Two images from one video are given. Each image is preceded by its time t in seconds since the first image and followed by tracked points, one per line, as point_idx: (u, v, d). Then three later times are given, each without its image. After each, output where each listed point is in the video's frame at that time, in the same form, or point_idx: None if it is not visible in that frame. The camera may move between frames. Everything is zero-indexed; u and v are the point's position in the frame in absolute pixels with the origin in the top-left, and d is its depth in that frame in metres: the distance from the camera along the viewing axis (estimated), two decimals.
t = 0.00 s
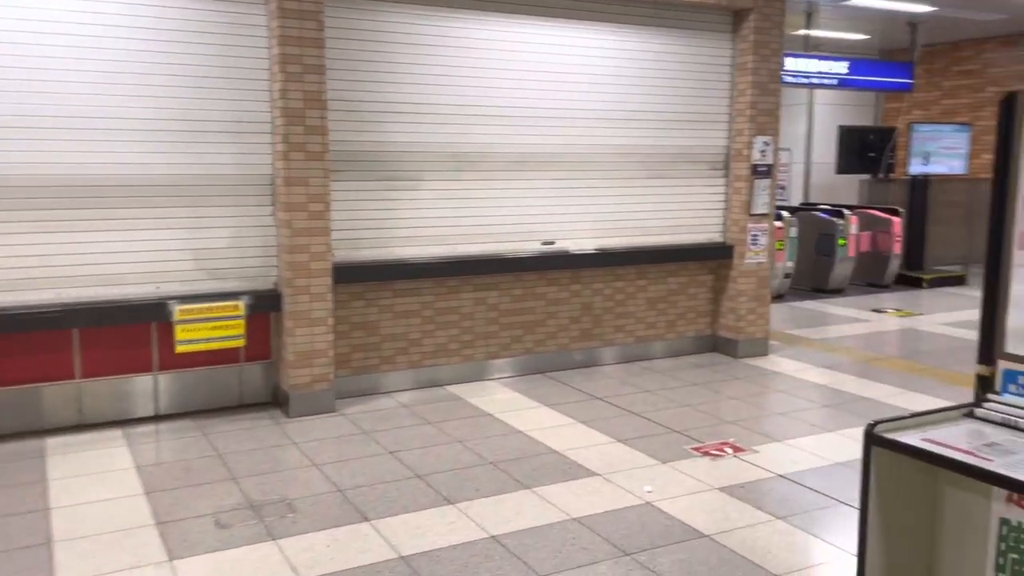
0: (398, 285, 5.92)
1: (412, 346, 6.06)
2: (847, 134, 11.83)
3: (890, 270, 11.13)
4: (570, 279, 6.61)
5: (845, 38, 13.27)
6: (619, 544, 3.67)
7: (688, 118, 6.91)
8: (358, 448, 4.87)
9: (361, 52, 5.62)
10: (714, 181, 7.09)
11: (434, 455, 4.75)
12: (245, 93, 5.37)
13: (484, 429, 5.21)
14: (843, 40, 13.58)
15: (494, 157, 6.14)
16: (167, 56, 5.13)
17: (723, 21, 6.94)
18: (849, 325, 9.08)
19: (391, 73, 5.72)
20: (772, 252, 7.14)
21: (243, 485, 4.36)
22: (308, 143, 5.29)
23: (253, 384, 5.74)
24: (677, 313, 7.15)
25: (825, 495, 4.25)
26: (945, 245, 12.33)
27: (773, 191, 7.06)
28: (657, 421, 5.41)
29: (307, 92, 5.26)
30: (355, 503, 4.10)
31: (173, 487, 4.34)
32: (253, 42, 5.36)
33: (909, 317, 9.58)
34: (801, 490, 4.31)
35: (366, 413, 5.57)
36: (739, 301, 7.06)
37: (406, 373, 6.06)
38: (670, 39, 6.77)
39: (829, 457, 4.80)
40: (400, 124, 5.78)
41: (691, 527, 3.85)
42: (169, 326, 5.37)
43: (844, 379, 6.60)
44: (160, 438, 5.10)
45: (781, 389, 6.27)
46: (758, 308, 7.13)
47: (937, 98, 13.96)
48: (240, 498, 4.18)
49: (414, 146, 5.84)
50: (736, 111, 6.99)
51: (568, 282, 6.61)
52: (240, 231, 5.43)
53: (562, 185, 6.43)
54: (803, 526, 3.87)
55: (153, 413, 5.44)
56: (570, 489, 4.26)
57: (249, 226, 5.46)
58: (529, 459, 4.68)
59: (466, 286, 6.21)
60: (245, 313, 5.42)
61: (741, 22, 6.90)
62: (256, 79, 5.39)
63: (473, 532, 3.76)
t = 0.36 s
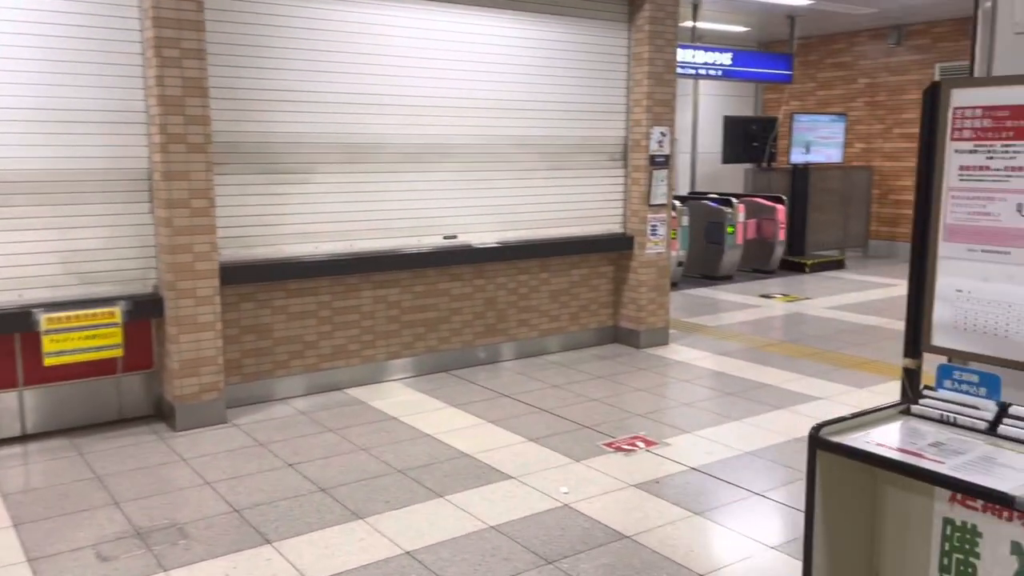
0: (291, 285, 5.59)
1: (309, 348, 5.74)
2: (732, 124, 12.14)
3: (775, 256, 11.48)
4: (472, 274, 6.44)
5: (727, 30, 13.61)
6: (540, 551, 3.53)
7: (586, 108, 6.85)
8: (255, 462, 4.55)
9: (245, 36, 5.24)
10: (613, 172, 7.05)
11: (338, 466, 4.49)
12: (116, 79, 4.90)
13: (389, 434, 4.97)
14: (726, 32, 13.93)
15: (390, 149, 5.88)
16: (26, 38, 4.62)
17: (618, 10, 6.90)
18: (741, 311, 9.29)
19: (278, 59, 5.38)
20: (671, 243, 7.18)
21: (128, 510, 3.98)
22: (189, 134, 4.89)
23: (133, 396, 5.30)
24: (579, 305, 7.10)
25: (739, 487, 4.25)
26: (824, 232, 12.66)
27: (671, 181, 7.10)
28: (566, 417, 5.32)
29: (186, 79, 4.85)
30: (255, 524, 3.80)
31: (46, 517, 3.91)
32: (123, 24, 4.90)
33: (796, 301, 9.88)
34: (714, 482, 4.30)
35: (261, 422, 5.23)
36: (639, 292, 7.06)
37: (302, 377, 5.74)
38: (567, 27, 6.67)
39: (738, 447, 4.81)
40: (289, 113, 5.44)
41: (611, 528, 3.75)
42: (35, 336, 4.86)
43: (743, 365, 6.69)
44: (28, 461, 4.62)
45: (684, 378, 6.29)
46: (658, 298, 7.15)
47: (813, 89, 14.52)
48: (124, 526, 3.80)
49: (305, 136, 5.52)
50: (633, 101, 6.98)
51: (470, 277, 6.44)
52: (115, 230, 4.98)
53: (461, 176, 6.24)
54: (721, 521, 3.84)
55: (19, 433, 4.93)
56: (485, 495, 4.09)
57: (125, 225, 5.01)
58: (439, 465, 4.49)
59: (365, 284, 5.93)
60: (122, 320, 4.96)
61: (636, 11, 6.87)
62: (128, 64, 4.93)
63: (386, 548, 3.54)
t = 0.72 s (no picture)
0: (208, 286, 5.25)
1: (228, 353, 5.41)
2: (655, 118, 12.17)
3: (700, 249, 11.57)
4: (401, 271, 6.22)
5: (649, 25, 13.66)
6: (483, 565, 3.34)
7: (517, 101, 6.68)
8: (172, 478, 4.22)
9: (152, 19, 4.87)
10: (544, 166, 6.91)
11: (264, 479, 4.21)
12: (7, 64, 4.47)
13: (318, 443, 4.71)
14: (647, 27, 13.98)
15: (313, 140, 5.59)
16: None
17: None
18: (670, 305, 9.29)
19: (189, 45, 5.02)
20: (603, 237, 7.09)
21: (29, 537, 3.62)
22: (90, 125, 4.51)
23: (34, 409, 4.89)
24: (511, 302, 6.95)
25: (684, 487, 4.14)
26: (749, 223, 13.11)
27: (602, 175, 6.99)
28: (503, 419, 5.15)
29: (87, 66, 4.47)
30: (173, 548, 3.50)
31: None
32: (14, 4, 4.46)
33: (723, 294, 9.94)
34: (659, 483, 4.18)
35: (178, 434, 4.89)
36: (571, 288, 6.94)
37: (221, 384, 5.40)
38: (495, 16, 6.48)
39: (679, 445, 4.72)
40: (203, 102, 5.10)
41: (557, 536, 3.58)
42: None
43: (676, 359, 6.62)
44: None
45: (620, 375, 6.20)
46: (591, 293, 7.05)
47: (732, 84, 14.70)
48: (24, 556, 3.45)
49: (220, 127, 5.18)
50: (563, 94, 6.85)
51: (398, 275, 6.21)
52: (10, 229, 4.55)
53: (389, 169, 5.99)
54: (667, 525, 3.72)
55: None
56: (423, 505, 3.88)
57: (21, 223, 4.59)
58: (373, 475, 4.25)
59: (288, 284, 5.63)
60: (20, 329, 4.57)
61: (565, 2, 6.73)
62: (20, 48, 4.50)
63: (319, 570, 3.30)
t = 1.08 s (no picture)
0: (145, 299, 4.90)
1: (169, 370, 5.06)
2: (608, 120, 12.04)
3: (654, 252, 11.47)
4: (353, 280, 5.93)
5: (600, 25, 13.54)
6: None
7: (472, 102, 6.45)
8: (106, 510, 3.88)
9: (81, 11, 4.51)
10: (501, 168, 6.68)
11: (209, 508, 3.90)
12: None
13: (267, 466, 4.41)
14: (598, 27, 13.85)
15: (257, 142, 5.27)
16: None
17: None
18: (627, 310, 9.16)
19: (122, 40, 4.68)
20: (561, 242, 6.90)
21: None
22: (13, 126, 4.13)
23: None
24: (468, 310, 6.71)
25: (657, 506, 3.96)
26: (702, 224, 13.01)
27: (560, 178, 6.80)
28: (463, 435, 4.91)
29: (8, 61, 4.09)
30: None
31: None
32: None
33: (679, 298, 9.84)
34: (631, 502, 3.99)
35: (114, 459, 4.53)
36: (530, 294, 6.72)
37: (161, 403, 5.05)
38: (448, 14, 6.24)
39: (649, 460, 4.54)
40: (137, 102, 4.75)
41: (529, 566, 3.36)
42: None
43: (638, 366, 6.45)
44: None
45: (582, 384, 6.01)
46: (550, 300, 6.85)
47: (683, 85, 14.67)
48: None
49: (157, 128, 4.84)
50: (519, 95, 6.63)
51: (350, 284, 5.92)
52: None
53: (339, 173, 5.70)
54: (643, 549, 3.52)
55: None
56: (383, 535, 3.62)
57: None
58: (327, 501, 3.97)
59: (232, 295, 5.30)
60: None
61: None
62: None
63: None
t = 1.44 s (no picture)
0: (91, 309, 4.58)
1: (117, 384, 4.74)
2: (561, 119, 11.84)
3: (611, 252, 11.41)
4: (312, 285, 5.67)
5: (551, 24, 13.43)
6: None
7: (433, 99, 6.24)
8: (55, 539, 3.58)
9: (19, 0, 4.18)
10: (463, 168, 6.49)
11: (168, 533, 3.62)
12: None
13: (229, 485, 4.14)
14: (549, 26, 13.74)
15: (212, 141, 4.99)
16: None
17: None
18: (587, 311, 9.05)
19: (66, 32, 4.35)
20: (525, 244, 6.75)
21: None
22: None
23: None
24: (431, 314, 6.50)
25: (644, 517, 3.81)
26: (655, 225, 12.79)
27: (523, 178, 6.64)
28: (434, 446, 4.71)
29: None
30: None
31: None
32: None
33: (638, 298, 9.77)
34: (616, 514, 3.84)
35: (60, 481, 4.21)
36: (494, 297, 6.56)
37: (109, 420, 4.73)
38: (409, 9, 6.03)
39: (629, 468, 4.40)
40: (82, 98, 4.43)
41: None
42: None
43: (606, 369, 6.32)
44: None
45: (551, 389, 5.85)
46: (513, 303, 6.69)
47: (633, 85, 14.63)
48: None
49: (104, 126, 4.52)
50: (482, 92, 6.46)
51: (309, 289, 5.66)
52: None
53: (297, 173, 5.44)
54: (635, 563, 3.37)
55: None
56: (361, 557, 3.40)
57: None
58: (297, 522, 3.73)
59: (185, 302, 5.00)
60: None
61: None
62: None
63: None
